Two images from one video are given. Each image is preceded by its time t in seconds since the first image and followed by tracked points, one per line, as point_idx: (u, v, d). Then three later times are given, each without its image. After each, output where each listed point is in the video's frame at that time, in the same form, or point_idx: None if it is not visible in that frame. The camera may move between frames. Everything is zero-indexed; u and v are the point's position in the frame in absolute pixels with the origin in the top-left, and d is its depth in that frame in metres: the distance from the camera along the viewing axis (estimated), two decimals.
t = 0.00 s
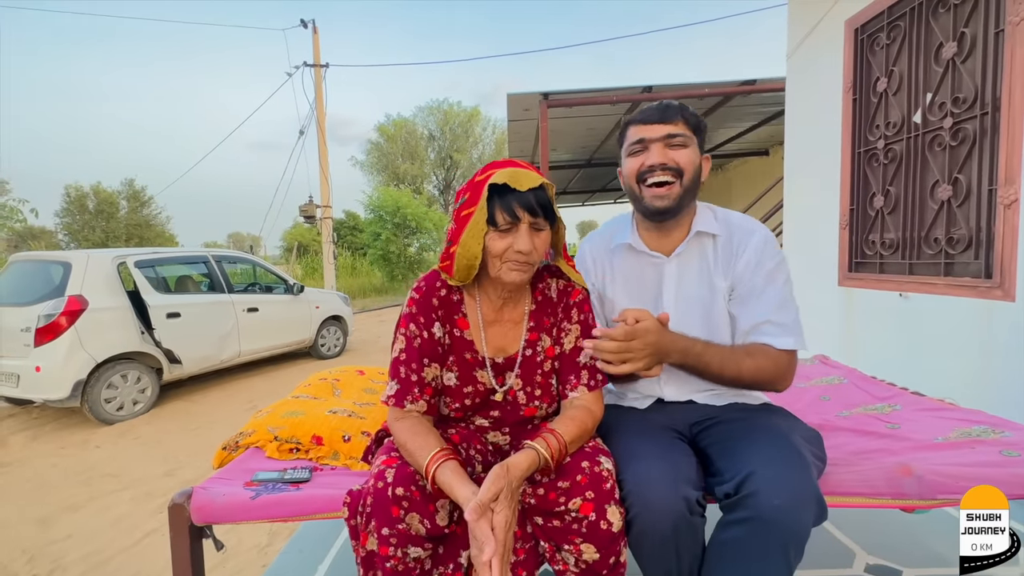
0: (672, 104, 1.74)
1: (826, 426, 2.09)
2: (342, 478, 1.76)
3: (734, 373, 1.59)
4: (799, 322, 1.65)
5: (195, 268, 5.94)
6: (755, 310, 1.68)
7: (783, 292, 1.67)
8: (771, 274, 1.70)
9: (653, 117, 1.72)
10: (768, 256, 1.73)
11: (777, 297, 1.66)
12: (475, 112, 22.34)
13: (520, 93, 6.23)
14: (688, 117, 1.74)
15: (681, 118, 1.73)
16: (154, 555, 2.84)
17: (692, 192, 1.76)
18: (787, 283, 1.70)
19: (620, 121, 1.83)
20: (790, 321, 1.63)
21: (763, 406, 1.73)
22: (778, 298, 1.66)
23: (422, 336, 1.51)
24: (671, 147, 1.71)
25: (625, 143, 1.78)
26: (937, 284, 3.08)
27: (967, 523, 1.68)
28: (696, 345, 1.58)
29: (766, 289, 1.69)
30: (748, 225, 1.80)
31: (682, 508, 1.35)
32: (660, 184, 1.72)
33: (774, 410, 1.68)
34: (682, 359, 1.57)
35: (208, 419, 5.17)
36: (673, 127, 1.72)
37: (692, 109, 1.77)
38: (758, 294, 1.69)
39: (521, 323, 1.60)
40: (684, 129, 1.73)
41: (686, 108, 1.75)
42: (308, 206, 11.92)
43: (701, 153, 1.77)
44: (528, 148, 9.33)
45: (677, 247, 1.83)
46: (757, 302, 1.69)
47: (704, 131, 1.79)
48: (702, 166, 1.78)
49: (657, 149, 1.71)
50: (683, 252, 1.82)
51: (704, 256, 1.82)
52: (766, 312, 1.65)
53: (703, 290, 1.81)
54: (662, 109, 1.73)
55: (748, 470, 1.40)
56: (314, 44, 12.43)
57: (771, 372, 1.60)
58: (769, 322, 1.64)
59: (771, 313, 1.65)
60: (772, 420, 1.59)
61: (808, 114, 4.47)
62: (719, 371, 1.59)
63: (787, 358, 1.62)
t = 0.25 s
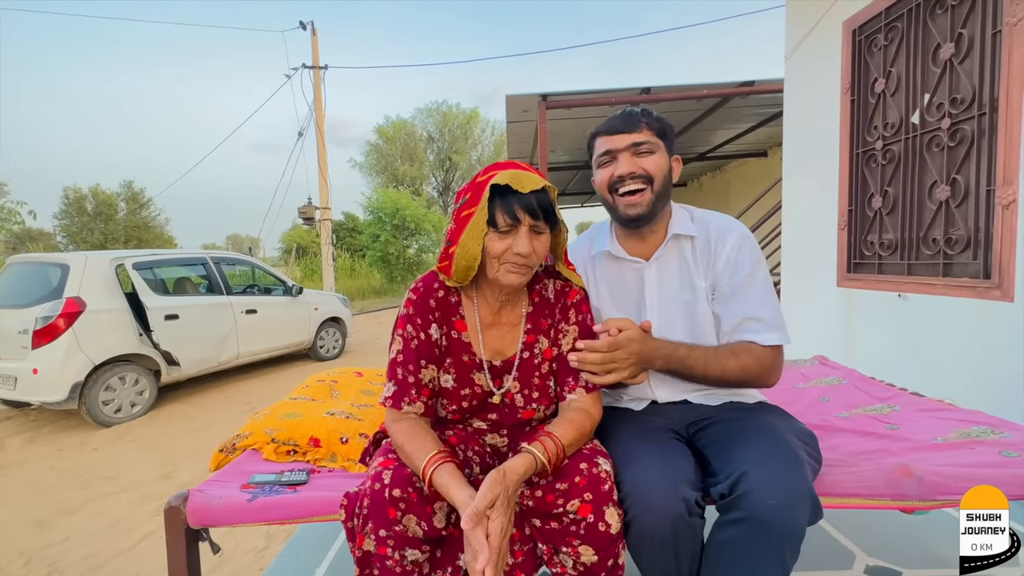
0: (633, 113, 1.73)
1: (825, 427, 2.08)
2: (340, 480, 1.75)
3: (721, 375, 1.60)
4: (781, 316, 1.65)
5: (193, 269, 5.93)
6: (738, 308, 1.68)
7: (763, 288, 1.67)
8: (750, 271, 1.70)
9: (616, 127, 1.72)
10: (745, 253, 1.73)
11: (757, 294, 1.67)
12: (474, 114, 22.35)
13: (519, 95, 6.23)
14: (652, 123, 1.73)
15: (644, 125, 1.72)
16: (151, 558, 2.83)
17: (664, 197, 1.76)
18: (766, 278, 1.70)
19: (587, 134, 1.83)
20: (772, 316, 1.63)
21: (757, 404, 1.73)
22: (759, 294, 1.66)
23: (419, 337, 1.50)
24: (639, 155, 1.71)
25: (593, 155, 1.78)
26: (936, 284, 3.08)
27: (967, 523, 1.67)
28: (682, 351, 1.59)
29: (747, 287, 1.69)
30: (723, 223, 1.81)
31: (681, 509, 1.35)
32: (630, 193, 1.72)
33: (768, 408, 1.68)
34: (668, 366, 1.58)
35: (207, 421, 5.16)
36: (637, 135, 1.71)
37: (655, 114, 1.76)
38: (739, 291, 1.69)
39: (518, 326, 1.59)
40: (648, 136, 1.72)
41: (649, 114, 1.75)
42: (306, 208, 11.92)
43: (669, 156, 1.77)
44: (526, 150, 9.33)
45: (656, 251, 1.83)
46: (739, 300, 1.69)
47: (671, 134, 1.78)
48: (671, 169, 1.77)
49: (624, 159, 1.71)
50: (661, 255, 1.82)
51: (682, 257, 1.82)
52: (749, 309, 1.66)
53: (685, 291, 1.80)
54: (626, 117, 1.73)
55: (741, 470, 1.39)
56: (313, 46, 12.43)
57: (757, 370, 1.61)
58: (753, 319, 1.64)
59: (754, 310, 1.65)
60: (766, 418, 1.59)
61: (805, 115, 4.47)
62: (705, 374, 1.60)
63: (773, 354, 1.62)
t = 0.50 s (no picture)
0: (621, 118, 1.73)
1: (828, 428, 2.08)
2: (343, 481, 1.76)
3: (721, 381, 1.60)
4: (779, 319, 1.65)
5: (195, 271, 5.94)
6: (735, 311, 1.68)
7: (760, 290, 1.67)
8: (747, 274, 1.70)
9: (605, 135, 1.72)
10: (741, 256, 1.73)
11: (754, 297, 1.66)
12: (475, 116, 22.38)
13: (520, 97, 6.24)
14: (641, 126, 1.72)
15: (633, 130, 1.71)
16: (153, 559, 2.83)
17: (657, 201, 1.76)
18: (763, 281, 1.70)
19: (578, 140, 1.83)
20: (770, 319, 1.63)
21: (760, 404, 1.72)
22: (756, 298, 1.66)
23: (417, 338, 1.51)
24: (629, 162, 1.71)
25: (584, 163, 1.79)
26: (938, 285, 3.08)
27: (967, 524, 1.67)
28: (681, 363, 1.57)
29: (744, 290, 1.68)
30: (718, 227, 1.81)
31: (685, 510, 1.35)
32: (622, 201, 1.73)
33: (772, 409, 1.68)
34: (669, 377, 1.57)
35: (208, 423, 5.16)
36: (626, 141, 1.71)
37: (643, 117, 1.75)
38: (736, 294, 1.69)
39: (514, 328, 1.59)
40: (637, 141, 1.71)
41: (637, 118, 1.73)
42: (308, 210, 11.94)
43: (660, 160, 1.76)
44: (528, 152, 9.34)
45: (651, 256, 1.82)
46: (736, 304, 1.68)
47: (661, 137, 1.77)
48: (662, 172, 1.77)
49: (614, 166, 1.71)
50: (657, 261, 1.81)
51: (678, 262, 1.82)
52: (747, 313, 1.65)
53: (683, 296, 1.80)
54: (614, 123, 1.73)
55: (744, 471, 1.39)
56: (314, 49, 12.47)
57: (757, 374, 1.61)
58: (750, 323, 1.64)
59: (751, 312, 1.65)
60: (770, 418, 1.59)
61: (806, 117, 4.47)
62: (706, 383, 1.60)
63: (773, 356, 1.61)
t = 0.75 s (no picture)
0: (621, 126, 1.72)
1: (830, 430, 2.08)
2: (347, 483, 1.76)
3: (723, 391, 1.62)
4: (782, 328, 1.66)
5: (199, 274, 5.96)
6: (739, 320, 1.68)
7: (764, 299, 1.67)
8: (751, 282, 1.70)
9: (605, 145, 1.72)
10: (745, 264, 1.73)
11: (758, 306, 1.67)
12: (477, 119, 22.43)
13: (522, 100, 6.26)
14: (642, 134, 1.71)
15: (633, 138, 1.71)
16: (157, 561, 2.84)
17: (659, 210, 1.76)
18: (767, 289, 1.70)
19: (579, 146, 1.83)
20: (773, 329, 1.63)
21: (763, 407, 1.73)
22: (759, 307, 1.66)
23: (415, 342, 1.52)
24: (630, 171, 1.71)
25: (585, 171, 1.79)
26: (941, 288, 3.08)
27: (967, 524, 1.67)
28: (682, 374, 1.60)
29: (747, 299, 1.69)
30: (722, 234, 1.81)
31: (689, 512, 1.35)
32: (622, 211, 1.74)
33: (775, 411, 1.68)
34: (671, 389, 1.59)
35: (212, 425, 5.17)
36: (626, 150, 1.71)
37: (645, 123, 1.73)
38: (740, 303, 1.70)
39: (512, 334, 1.60)
40: (637, 150, 1.71)
41: (639, 125, 1.72)
42: (311, 212, 11.97)
43: (662, 167, 1.75)
44: (530, 154, 9.35)
45: (654, 263, 1.82)
46: (739, 313, 1.69)
47: (663, 142, 1.76)
48: (664, 179, 1.76)
49: (614, 176, 1.71)
50: (660, 268, 1.81)
51: (682, 269, 1.82)
52: (750, 322, 1.66)
53: (686, 303, 1.81)
54: (615, 131, 1.72)
55: (750, 475, 1.39)
56: (317, 52, 12.52)
57: (759, 385, 1.63)
58: (753, 332, 1.65)
59: (754, 322, 1.65)
60: (774, 421, 1.59)
61: (808, 119, 4.47)
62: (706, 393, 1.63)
63: (775, 365, 1.63)
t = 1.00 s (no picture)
0: (620, 137, 1.69)
1: (827, 431, 2.08)
2: (343, 486, 1.75)
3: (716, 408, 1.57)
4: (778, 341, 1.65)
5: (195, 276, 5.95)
6: (735, 329, 1.68)
7: (762, 311, 1.67)
8: (750, 293, 1.70)
9: (603, 157, 1.70)
10: (746, 274, 1.72)
11: (756, 317, 1.66)
12: (474, 120, 22.44)
13: (519, 102, 6.27)
14: (642, 145, 1.68)
15: (633, 151, 1.68)
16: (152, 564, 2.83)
17: (658, 223, 1.74)
18: (767, 300, 1.70)
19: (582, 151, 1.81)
20: (770, 341, 1.63)
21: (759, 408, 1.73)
22: (757, 318, 1.66)
23: (410, 345, 1.52)
24: (627, 185, 1.70)
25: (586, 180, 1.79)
26: (936, 288, 3.09)
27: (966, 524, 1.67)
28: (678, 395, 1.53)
29: (745, 309, 1.69)
30: (727, 241, 1.79)
31: (684, 514, 1.35)
32: (620, 224, 1.73)
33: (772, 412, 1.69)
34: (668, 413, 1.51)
35: (208, 428, 5.15)
36: (624, 164, 1.68)
37: (648, 131, 1.69)
38: (739, 311, 1.69)
39: (507, 336, 1.59)
40: (637, 163, 1.68)
41: (640, 135, 1.69)
42: (308, 214, 11.96)
43: (663, 177, 1.72)
44: (527, 156, 9.36)
45: (656, 268, 1.82)
46: (736, 323, 1.69)
47: (667, 150, 1.71)
48: (665, 190, 1.73)
49: (611, 191, 1.71)
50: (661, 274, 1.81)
51: (683, 275, 1.81)
52: (747, 333, 1.65)
53: (684, 309, 1.80)
54: (616, 141, 1.69)
55: (752, 479, 1.39)
56: (314, 54, 12.52)
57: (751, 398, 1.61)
58: (749, 343, 1.64)
59: (752, 331, 1.65)
60: (773, 421, 1.59)
61: (804, 120, 4.49)
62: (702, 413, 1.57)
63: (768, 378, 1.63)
